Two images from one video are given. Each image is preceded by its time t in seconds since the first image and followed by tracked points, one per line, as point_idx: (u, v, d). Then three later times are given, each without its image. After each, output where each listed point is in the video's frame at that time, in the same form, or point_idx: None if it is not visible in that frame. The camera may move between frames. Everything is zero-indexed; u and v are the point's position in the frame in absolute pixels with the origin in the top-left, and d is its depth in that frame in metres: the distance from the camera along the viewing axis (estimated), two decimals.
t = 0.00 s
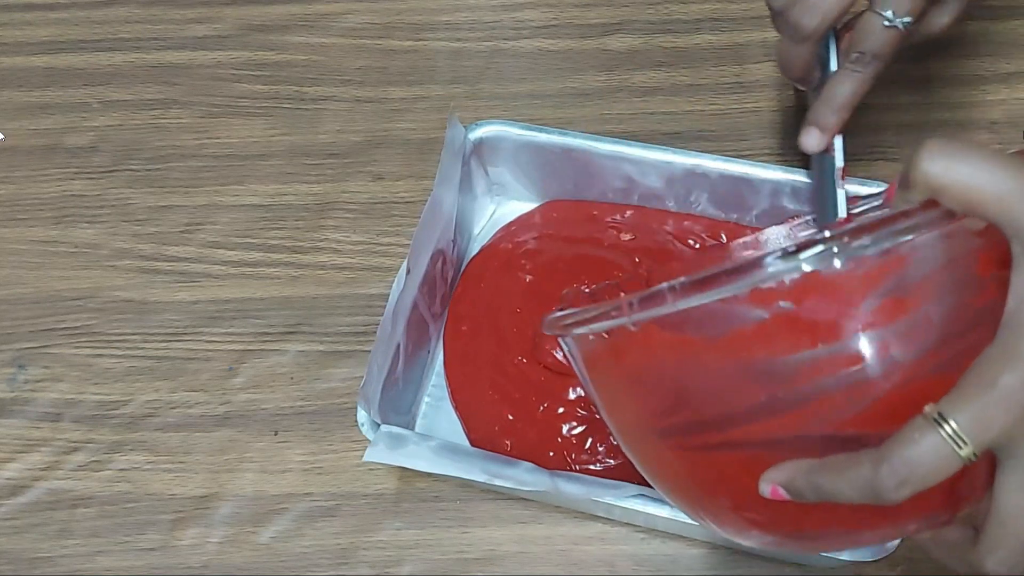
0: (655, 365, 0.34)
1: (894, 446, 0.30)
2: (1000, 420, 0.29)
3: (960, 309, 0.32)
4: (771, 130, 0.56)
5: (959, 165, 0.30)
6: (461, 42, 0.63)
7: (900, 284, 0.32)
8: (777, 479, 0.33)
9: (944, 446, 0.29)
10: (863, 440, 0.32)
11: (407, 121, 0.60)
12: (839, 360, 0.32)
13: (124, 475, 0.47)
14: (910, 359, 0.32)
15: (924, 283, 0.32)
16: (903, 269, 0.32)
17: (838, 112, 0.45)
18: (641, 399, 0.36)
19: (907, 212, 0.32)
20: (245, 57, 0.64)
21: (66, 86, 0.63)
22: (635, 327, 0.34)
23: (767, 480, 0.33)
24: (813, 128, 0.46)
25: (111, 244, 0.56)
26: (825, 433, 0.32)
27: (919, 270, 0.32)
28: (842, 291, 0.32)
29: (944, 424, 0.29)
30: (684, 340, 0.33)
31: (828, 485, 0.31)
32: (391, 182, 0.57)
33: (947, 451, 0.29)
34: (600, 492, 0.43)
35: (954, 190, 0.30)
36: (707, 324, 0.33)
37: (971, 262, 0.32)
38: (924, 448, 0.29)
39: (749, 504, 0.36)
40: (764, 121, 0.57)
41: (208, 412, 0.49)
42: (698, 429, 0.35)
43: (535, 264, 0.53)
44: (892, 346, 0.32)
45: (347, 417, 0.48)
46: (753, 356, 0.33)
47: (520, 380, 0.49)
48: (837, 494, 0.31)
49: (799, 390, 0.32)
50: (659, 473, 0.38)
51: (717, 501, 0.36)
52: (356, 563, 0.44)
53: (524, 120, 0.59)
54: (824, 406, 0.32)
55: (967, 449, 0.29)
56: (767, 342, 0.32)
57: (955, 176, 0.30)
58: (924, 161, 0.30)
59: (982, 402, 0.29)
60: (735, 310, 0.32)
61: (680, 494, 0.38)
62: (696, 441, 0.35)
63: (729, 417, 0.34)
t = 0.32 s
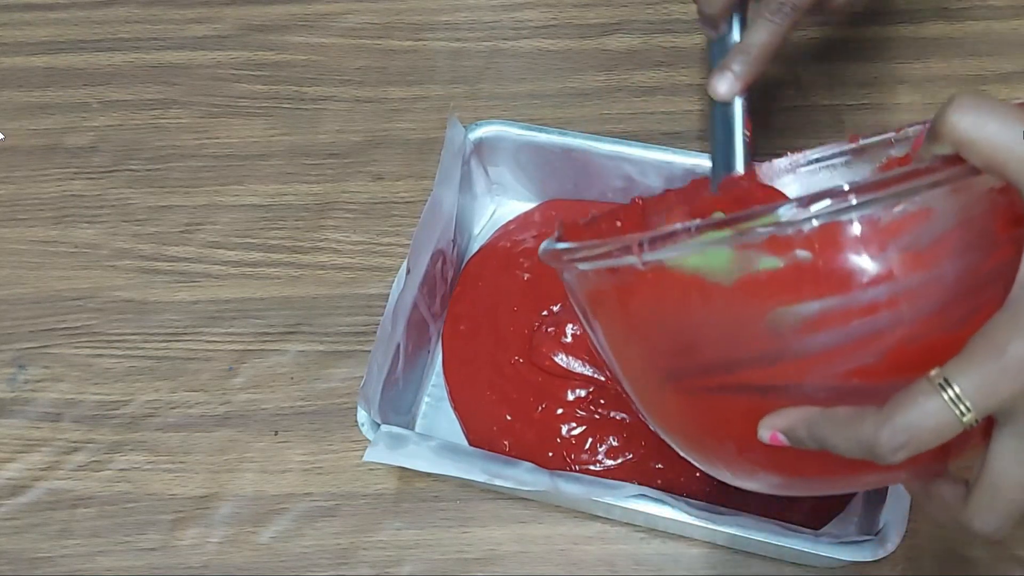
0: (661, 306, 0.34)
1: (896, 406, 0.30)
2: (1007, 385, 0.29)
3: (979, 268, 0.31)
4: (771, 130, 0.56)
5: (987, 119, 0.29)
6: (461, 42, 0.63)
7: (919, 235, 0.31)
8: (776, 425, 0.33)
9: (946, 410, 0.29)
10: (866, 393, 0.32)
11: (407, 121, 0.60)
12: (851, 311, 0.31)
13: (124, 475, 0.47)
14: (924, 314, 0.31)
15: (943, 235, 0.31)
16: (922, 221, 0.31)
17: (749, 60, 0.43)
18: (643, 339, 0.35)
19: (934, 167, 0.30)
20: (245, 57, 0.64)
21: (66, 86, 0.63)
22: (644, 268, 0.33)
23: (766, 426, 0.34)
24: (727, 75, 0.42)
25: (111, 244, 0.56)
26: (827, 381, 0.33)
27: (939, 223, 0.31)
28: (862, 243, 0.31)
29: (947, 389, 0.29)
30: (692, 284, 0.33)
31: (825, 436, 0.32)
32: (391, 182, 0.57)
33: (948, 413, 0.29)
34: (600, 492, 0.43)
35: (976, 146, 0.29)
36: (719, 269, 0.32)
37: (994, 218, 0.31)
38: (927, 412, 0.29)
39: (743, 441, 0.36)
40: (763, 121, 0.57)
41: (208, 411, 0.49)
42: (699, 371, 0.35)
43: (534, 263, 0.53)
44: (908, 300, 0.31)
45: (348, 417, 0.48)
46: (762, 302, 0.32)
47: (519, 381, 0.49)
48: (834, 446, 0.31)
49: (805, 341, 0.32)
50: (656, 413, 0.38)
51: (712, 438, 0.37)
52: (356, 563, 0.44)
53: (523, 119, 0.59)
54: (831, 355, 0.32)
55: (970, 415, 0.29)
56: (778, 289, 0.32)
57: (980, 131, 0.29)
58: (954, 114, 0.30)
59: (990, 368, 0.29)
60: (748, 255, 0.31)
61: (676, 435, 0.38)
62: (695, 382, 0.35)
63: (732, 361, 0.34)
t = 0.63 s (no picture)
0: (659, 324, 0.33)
1: (902, 415, 0.30)
2: (1009, 383, 0.29)
3: (976, 266, 0.31)
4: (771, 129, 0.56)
5: (980, 125, 0.29)
6: (461, 42, 0.63)
7: (917, 240, 0.31)
8: (784, 436, 0.34)
9: (950, 415, 0.30)
10: (869, 398, 0.32)
11: (407, 121, 0.60)
12: (850, 321, 0.31)
13: (124, 475, 0.47)
14: (920, 317, 0.31)
15: (940, 236, 0.31)
16: (917, 225, 0.30)
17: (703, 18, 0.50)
18: (644, 355, 0.35)
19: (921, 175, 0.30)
20: (245, 57, 0.64)
21: (66, 86, 0.63)
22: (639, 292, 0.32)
23: (774, 438, 0.34)
24: (680, 28, 0.49)
25: (111, 244, 0.56)
26: (830, 389, 0.33)
27: (934, 225, 0.31)
28: (858, 255, 0.30)
29: (951, 394, 0.30)
30: (689, 304, 0.32)
31: (832, 447, 0.32)
32: (391, 182, 0.57)
33: (952, 418, 0.30)
34: (600, 492, 0.43)
35: (973, 153, 0.29)
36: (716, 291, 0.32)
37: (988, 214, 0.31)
38: (931, 417, 0.30)
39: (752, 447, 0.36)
40: (764, 121, 0.57)
41: (208, 412, 0.49)
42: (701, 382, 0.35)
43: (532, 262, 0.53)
44: (906, 307, 0.31)
45: (348, 418, 0.48)
46: (760, 317, 0.32)
47: (518, 381, 0.49)
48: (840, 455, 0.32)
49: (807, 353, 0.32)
50: (659, 415, 0.38)
51: (720, 441, 0.37)
52: (356, 563, 0.44)
53: (524, 119, 0.59)
54: (832, 364, 0.32)
55: (977, 417, 0.30)
56: (775, 305, 0.32)
57: (975, 137, 0.29)
58: (946, 124, 0.29)
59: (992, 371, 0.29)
60: (743, 275, 0.31)
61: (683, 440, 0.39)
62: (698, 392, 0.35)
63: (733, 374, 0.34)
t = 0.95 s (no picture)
0: (673, 362, 0.35)
1: (917, 445, 0.30)
2: None
3: (986, 295, 0.32)
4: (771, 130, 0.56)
5: (977, 156, 0.30)
6: (461, 42, 0.63)
7: (923, 274, 0.31)
8: (801, 474, 0.34)
9: (966, 442, 0.29)
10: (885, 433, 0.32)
11: (407, 122, 0.60)
12: (860, 355, 0.32)
13: (124, 476, 0.47)
14: (933, 348, 0.31)
15: (946, 269, 0.32)
16: (922, 258, 0.31)
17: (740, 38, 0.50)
18: (659, 393, 0.36)
19: (923, 207, 0.31)
20: (245, 57, 0.64)
21: (66, 86, 0.63)
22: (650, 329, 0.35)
23: (792, 475, 0.34)
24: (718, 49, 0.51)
25: (111, 244, 0.56)
26: (846, 425, 0.33)
27: (940, 258, 0.31)
28: (863, 289, 0.32)
29: (965, 422, 0.30)
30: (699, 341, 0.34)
31: (850, 483, 0.32)
32: (391, 182, 0.57)
33: (967, 446, 0.29)
34: (600, 492, 0.43)
35: (972, 183, 0.30)
36: (724, 326, 0.33)
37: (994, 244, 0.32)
38: (946, 448, 0.29)
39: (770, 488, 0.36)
40: (764, 121, 0.57)
41: (208, 411, 0.49)
42: (719, 422, 0.35)
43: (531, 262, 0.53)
44: (915, 338, 0.31)
45: (348, 417, 0.48)
46: (771, 354, 0.33)
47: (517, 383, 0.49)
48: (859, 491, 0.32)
49: (818, 387, 0.33)
50: (682, 459, 0.39)
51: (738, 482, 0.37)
52: (356, 563, 0.44)
53: (524, 119, 0.59)
54: (845, 400, 0.32)
55: (991, 445, 0.29)
56: (785, 341, 0.33)
57: (972, 167, 0.30)
58: (944, 155, 0.30)
59: (1006, 401, 0.29)
60: (749, 310, 0.33)
61: (700, 478, 0.39)
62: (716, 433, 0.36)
63: (748, 412, 0.34)
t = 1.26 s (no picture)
0: (644, 335, 0.36)
1: (877, 418, 0.29)
2: (983, 387, 0.29)
3: (953, 275, 0.32)
4: (771, 129, 0.56)
5: (941, 134, 0.28)
6: (461, 42, 0.63)
7: (886, 251, 0.32)
8: (764, 448, 0.34)
9: (927, 418, 0.28)
10: (848, 408, 0.32)
11: (407, 121, 0.60)
12: (824, 328, 0.32)
13: (124, 475, 0.47)
14: (898, 325, 0.32)
15: (912, 248, 0.32)
16: (885, 234, 0.32)
17: None
18: (630, 365, 0.37)
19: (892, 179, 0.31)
20: (245, 57, 0.64)
21: (66, 86, 0.63)
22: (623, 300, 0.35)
23: (755, 448, 0.34)
24: None
25: (111, 244, 0.56)
26: (811, 400, 0.33)
27: (904, 237, 0.32)
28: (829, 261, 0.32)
29: (926, 397, 0.29)
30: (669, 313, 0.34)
31: (809, 457, 0.32)
32: (391, 182, 0.57)
33: (928, 421, 0.28)
34: (600, 492, 0.43)
35: (937, 162, 0.28)
36: (694, 298, 0.34)
37: (963, 224, 0.32)
38: (910, 421, 0.28)
39: (737, 466, 0.36)
40: (764, 120, 0.57)
41: (208, 411, 0.49)
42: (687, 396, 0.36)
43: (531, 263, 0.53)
44: (879, 312, 0.32)
45: (348, 417, 0.48)
46: (738, 327, 0.33)
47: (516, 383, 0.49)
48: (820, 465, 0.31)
49: (783, 361, 0.33)
50: (655, 438, 0.39)
51: (706, 459, 0.37)
52: (356, 563, 0.44)
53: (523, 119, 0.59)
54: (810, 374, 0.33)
55: (951, 419, 0.29)
56: (751, 312, 0.33)
57: (935, 145, 0.28)
58: (908, 132, 0.28)
59: (966, 376, 0.29)
60: (717, 282, 0.33)
61: (670, 454, 0.39)
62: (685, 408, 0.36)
63: (715, 386, 0.35)
